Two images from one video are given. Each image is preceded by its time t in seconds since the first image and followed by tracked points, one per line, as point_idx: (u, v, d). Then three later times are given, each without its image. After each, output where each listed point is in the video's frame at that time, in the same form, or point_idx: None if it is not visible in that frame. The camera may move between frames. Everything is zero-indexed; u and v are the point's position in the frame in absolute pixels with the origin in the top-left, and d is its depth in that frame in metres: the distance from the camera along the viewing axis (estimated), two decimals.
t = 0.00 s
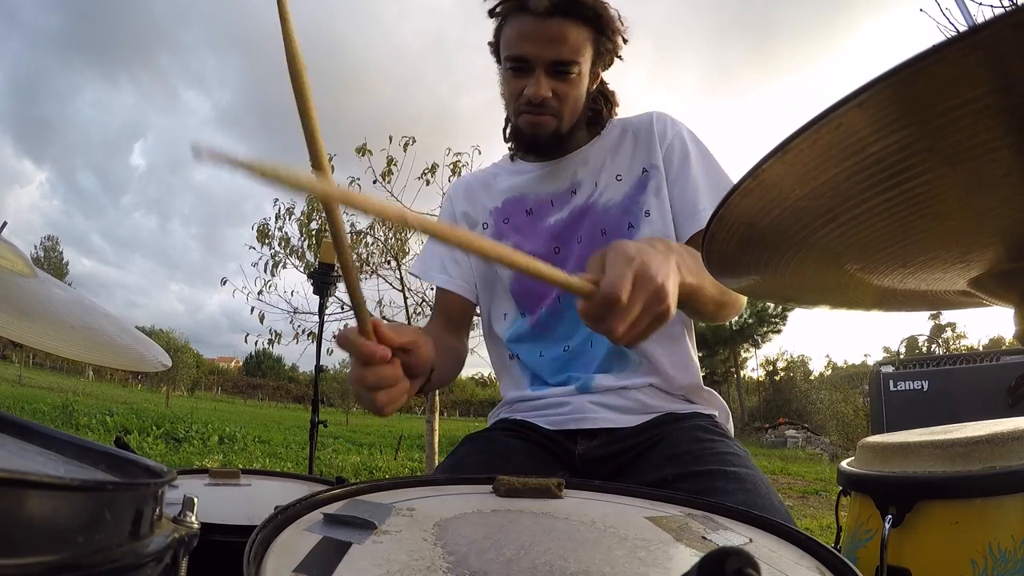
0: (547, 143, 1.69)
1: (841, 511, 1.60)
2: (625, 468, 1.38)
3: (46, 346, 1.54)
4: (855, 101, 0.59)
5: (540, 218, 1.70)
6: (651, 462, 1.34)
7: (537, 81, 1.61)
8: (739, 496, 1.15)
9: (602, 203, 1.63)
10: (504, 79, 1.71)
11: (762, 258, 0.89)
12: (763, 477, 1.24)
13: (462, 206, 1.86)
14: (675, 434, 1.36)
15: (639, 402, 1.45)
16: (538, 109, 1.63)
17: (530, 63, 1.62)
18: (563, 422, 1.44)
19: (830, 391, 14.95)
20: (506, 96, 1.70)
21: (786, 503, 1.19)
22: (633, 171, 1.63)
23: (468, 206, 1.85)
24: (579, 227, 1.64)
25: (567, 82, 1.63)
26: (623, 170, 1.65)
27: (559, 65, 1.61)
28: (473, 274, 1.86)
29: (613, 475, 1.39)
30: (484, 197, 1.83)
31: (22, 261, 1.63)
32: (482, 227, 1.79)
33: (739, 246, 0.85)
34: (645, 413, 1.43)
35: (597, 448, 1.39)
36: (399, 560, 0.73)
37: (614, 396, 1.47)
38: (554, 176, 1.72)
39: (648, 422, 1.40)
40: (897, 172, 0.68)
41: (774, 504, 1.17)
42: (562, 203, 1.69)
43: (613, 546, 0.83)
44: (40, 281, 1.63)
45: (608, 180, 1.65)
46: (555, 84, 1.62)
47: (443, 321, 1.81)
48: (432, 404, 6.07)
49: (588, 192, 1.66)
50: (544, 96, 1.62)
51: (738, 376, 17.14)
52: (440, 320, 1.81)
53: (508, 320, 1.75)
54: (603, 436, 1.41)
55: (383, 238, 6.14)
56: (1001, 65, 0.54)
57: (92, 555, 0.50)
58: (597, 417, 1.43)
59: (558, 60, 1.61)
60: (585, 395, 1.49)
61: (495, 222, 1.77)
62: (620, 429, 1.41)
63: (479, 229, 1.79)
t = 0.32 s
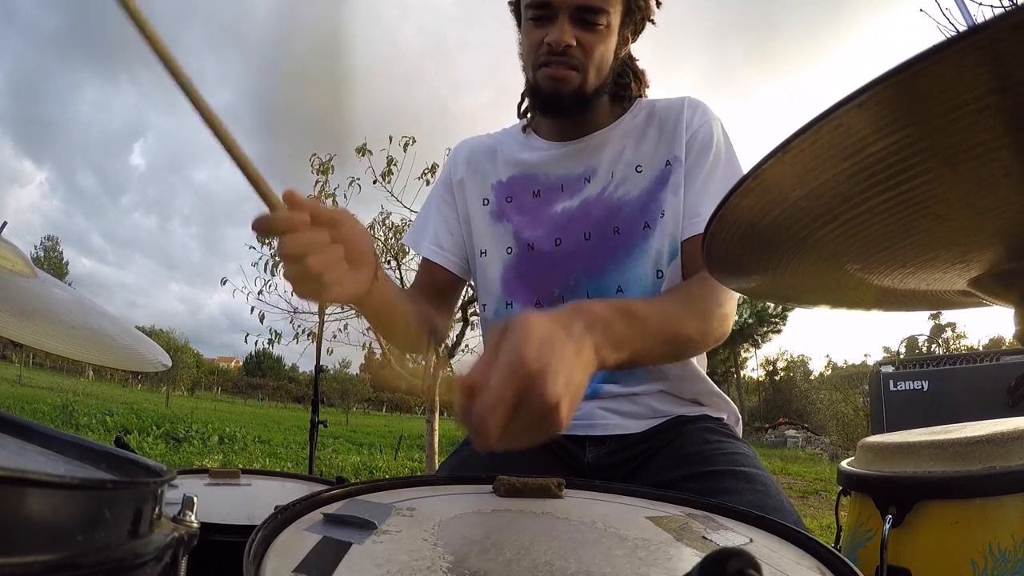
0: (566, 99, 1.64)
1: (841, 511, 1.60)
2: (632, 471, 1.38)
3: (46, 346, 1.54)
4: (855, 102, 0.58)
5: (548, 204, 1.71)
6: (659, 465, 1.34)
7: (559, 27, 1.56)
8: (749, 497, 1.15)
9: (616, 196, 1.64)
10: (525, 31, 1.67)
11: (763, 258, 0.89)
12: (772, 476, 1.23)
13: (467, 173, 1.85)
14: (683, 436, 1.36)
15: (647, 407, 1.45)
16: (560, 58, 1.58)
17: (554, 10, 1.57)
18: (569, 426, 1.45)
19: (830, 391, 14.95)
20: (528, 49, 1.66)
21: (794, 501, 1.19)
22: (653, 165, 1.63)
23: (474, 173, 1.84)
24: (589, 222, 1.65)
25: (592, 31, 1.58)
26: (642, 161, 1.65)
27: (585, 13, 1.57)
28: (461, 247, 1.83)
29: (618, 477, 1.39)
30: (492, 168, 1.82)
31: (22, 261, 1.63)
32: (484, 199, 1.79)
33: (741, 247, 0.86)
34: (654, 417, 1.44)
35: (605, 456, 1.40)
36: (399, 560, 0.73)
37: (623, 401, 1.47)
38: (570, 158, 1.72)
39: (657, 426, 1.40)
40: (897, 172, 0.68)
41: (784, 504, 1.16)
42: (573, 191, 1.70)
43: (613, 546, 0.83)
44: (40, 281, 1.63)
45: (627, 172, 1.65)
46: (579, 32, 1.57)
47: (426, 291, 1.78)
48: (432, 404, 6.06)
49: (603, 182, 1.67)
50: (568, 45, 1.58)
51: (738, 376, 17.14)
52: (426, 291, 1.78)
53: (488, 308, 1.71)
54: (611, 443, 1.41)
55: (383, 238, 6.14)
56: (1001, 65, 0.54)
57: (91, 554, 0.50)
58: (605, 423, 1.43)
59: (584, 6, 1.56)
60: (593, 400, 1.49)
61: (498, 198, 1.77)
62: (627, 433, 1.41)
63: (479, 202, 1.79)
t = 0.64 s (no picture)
0: (559, 89, 1.61)
1: (841, 511, 1.60)
2: (629, 472, 1.39)
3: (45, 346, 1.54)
4: (856, 102, 0.58)
5: (551, 204, 1.71)
6: (656, 466, 1.35)
7: (546, 10, 1.54)
8: (747, 497, 1.15)
9: (623, 193, 1.65)
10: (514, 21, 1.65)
11: (763, 258, 0.89)
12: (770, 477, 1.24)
13: (465, 172, 1.84)
14: (680, 437, 1.36)
15: (646, 410, 1.46)
16: (549, 43, 1.57)
17: None
18: (568, 429, 1.45)
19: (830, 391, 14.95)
20: (518, 39, 1.64)
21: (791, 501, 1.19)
22: (659, 160, 1.64)
23: (472, 172, 1.84)
24: (594, 222, 1.65)
25: (581, 14, 1.56)
26: (648, 156, 1.65)
27: None
28: (456, 248, 1.84)
29: (616, 476, 1.39)
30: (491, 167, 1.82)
31: (22, 261, 1.63)
32: (483, 200, 1.79)
33: (741, 247, 0.86)
34: (652, 419, 1.45)
35: (603, 457, 1.40)
36: (399, 560, 0.73)
37: (620, 403, 1.47)
38: (573, 155, 1.71)
39: (654, 428, 1.41)
40: (898, 172, 0.68)
41: (783, 505, 1.17)
42: (577, 189, 1.70)
43: (613, 546, 0.83)
44: (39, 281, 1.63)
45: (634, 168, 1.66)
46: (567, 15, 1.55)
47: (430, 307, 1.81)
48: (433, 404, 6.06)
49: (608, 180, 1.67)
50: (556, 29, 1.56)
51: (738, 377, 17.13)
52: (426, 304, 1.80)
53: (489, 318, 1.71)
54: (609, 445, 1.41)
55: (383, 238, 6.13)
56: (1000, 65, 0.54)
57: (91, 554, 0.50)
58: (603, 425, 1.43)
59: None
60: (591, 403, 1.49)
61: (498, 198, 1.78)
62: (626, 435, 1.41)
63: (479, 204, 1.79)
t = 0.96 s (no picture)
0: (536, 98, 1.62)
1: (841, 511, 1.60)
2: (629, 471, 1.39)
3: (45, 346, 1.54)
4: (856, 102, 0.58)
5: (545, 202, 1.73)
6: (655, 465, 1.35)
7: (506, 23, 1.49)
8: (745, 498, 1.15)
9: (612, 186, 1.64)
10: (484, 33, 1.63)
11: (764, 258, 0.89)
12: (770, 477, 1.24)
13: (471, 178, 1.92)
14: (680, 436, 1.36)
15: (645, 409, 1.45)
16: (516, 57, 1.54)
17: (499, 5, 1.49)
18: (567, 427, 1.45)
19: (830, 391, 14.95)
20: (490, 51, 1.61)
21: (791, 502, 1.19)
22: (646, 152, 1.62)
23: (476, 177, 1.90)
24: (584, 216, 1.66)
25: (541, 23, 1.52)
26: (635, 148, 1.64)
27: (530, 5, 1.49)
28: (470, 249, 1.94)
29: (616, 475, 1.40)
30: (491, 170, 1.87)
31: (22, 261, 1.63)
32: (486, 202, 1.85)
33: (740, 247, 0.86)
34: (651, 418, 1.44)
35: (602, 456, 1.40)
36: (398, 560, 0.73)
37: (620, 402, 1.47)
38: (565, 153, 1.73)
39: (653, 427, 1.40)
40: (899, 171, 0.68)
41: (783, 506, 1.16)
42: (570, 186, 1.71)
43: (613, 546, 0.83)
44: (40, 281, 1.63)
45: (620, 162, 1.65)
46: (526, 25, 1.49)
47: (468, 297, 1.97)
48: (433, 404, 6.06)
49: (599, 175, 1.67)
50: (519, 42, 1.52)
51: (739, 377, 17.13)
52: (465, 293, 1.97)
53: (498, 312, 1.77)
54: (607, 444, 1.41)
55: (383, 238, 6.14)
56: (1000, 65, 0.54)
57: (92, 555, 0.50)
58: (602, 424, 1.44)
59: None
60: (591, 401, 1.49)
61: (498, 200, 1.82)
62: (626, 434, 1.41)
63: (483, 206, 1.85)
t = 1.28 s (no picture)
0: (535, 109, 1.69)
1: (841, 510, 1.60)
2: (627, 469, 1.38)
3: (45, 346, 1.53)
4: (855, 102, 0.58)
5: (543, 201, 1.74)
6: (654, 465, 1.34)
7: (507, 48, 1.69)
8: (744, 499, 1.15)
9: (597, 182, 1.62)
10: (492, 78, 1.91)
11: (764, 259, 0.89)
12: (769, 479, 1.23)
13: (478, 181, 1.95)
14: (679, 436, 1.36)
15: (643, 406, 1.43)
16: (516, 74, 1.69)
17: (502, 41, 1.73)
18: (565, 424, 1.46)
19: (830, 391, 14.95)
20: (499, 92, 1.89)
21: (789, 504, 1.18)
22: (629, 147, 1.60)
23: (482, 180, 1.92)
24: (573, 212, 1.64)
25: (535, 41, 1.66)
26: (621, 147, 1.62)
27: (526, 32, 1.68)
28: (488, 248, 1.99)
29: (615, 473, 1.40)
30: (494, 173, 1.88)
31: (23, 261, 1.63)
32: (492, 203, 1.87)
33: (742, 247, 0.85)
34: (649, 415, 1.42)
35: (601, 453, 1.40)
36: (399, 560, 0.73)
37: (617, 398, 1.46)
38: (561, 155, 1.73)
39: (650, 425, 1.39)
40: (899, 171, 0.68)
41: (782, 507, 1.16)
42: (566, 186, 1.71)
43: (613, 546, 0.83)
44: (39, 281, 1.63)
45: (606, 160, 1.63)
46: (523, 47, 1.67)
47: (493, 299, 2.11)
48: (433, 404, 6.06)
49: (590, 172, 1.66)
50: (516, 61, 1.68)
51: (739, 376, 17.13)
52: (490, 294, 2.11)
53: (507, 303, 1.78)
54: (605, 442, 1.41)
55: (383, 238, 6.14)
56: (1000, 65, 0.54)
57: (92, 556, 0.50)
58: (600, 421, 1.43)
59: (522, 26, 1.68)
60: (589, 397, 1.49)
61: (501, 199, 1.84)
62: (624, 431, 1.40)
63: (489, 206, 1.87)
